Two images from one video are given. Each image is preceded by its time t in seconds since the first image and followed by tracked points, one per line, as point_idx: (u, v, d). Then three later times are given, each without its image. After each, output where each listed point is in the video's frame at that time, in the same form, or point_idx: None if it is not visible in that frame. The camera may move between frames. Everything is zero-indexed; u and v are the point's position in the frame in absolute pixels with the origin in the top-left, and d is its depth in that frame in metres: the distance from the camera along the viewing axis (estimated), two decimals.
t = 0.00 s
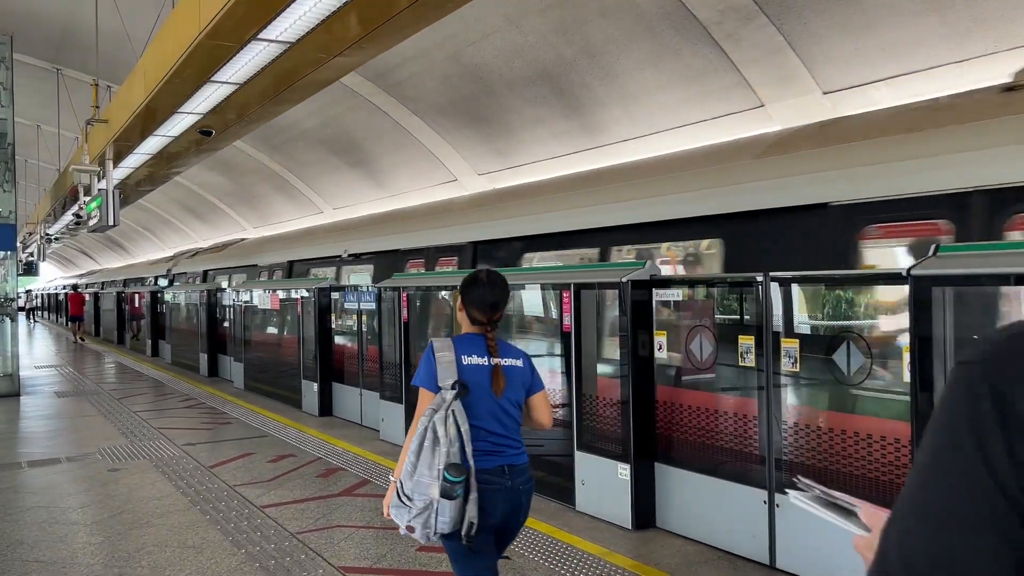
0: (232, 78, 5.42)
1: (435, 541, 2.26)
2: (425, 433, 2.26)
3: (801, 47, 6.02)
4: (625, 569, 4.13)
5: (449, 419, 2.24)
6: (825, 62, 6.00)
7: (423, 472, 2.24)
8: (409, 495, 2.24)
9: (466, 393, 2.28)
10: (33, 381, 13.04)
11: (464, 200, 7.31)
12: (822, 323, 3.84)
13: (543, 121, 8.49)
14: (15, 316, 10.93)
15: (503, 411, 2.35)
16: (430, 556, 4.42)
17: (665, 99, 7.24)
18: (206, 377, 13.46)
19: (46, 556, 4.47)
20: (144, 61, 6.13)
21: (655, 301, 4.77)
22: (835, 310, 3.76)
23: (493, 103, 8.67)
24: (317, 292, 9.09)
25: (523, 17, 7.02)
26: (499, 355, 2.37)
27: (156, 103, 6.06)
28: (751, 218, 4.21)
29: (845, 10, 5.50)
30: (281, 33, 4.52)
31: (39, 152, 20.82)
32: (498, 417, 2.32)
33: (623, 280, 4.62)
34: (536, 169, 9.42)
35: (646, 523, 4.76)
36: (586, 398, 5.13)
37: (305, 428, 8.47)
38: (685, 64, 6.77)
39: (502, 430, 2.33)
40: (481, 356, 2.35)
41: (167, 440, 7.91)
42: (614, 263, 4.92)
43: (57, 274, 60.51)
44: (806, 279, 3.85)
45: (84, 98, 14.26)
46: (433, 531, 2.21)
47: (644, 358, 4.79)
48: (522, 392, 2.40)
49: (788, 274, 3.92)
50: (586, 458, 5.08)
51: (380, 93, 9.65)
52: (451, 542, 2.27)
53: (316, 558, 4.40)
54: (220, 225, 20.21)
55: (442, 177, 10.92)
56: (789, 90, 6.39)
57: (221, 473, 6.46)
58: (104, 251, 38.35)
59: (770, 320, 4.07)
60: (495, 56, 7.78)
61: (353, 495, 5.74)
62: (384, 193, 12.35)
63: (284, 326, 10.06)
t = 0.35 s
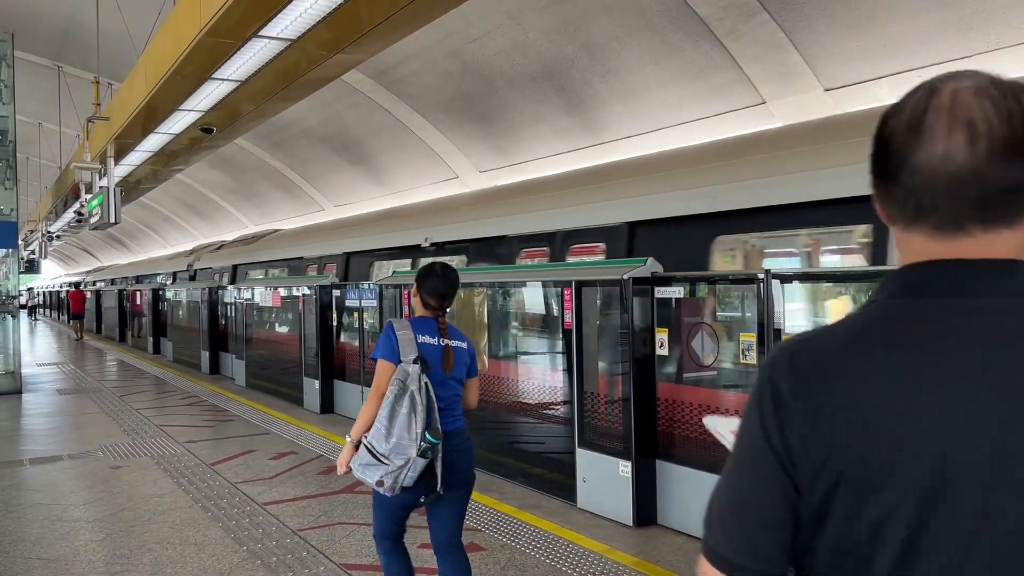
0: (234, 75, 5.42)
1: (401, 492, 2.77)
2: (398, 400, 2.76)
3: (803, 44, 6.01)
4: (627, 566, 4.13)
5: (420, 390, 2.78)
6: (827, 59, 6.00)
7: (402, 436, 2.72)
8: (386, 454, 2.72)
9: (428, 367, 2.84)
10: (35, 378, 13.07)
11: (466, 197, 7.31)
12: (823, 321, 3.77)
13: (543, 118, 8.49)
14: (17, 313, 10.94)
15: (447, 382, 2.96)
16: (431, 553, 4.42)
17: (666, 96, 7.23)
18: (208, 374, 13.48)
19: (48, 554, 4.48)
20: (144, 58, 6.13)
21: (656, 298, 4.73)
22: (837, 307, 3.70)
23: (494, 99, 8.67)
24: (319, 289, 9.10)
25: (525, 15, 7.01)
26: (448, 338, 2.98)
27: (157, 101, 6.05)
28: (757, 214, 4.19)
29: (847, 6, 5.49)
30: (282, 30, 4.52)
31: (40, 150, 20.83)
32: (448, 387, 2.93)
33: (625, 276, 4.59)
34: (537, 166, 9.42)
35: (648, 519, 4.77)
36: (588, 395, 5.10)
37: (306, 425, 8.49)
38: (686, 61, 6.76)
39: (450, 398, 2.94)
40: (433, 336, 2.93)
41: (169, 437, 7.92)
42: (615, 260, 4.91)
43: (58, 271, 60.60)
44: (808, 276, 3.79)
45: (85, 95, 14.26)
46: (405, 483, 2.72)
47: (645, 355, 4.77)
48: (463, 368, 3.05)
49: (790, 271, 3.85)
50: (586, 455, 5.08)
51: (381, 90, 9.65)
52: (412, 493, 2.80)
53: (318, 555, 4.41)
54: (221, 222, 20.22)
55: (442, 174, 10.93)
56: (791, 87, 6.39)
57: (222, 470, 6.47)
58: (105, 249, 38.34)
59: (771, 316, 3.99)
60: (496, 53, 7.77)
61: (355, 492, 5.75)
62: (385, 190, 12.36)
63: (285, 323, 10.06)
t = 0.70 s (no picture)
0: (233, 72, 5.41)
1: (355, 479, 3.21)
2: (344, 401, 3.17)
3: (803, 40, 6.01)
4: (626, 563, 4.14)
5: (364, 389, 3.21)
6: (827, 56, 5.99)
7: (350, 431, 3.14)
8: (337, 449, 3.13)
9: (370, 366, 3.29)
10: (36, 375, 13.08)
11: (466, 194, 7.31)
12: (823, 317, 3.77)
13: (543, 115, 8.49)
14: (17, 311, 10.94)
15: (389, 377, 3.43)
16: (431, 550, 4.42)
17: (666, 93, 7.23)
18: (208, 371, 13.49)
19: (49, 550, 4.49)
20: (144, 55, 6.12)
21: (656, 295, 4.73)
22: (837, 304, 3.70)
23: (494, 96, 8.66)
24: (319, 287, 9.11)
25: (524, 11, 7.00)
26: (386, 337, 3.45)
27: (156, 97, 6.05)
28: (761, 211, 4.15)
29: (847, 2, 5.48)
30: (281, 27, 4.51)
31: (40, 147, 20.83)
32: (390, 382, 3.40)
33: (624, 274, 4.60)
34: (536, 163, 9.42)
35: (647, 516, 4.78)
36: (588, 392, 5.11)
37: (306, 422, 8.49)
38: (686, 58, 6.76)
39: (393, 391, 3.41)
40: (373, 338, 3.39)
41: (169, 435, 7.92)
42: (615, 257, 4.92)
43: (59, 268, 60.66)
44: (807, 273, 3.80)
45: (85, 93, 14.25)
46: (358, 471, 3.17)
47: (645, 352, 4.77)
48: (403, 362, 3.52)
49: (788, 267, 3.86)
50: (585, 452, 5.10)
51: (381, 87, 9.64)
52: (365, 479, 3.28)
53: (318, 552, 4.42)
54: (221, 219, 20.22)
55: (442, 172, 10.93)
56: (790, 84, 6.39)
57: (223, 468, 6.48)
58: (106, 247, 38.35)
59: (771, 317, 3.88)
60: (496, 50, 7.77)
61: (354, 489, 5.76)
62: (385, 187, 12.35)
63: (286, 320, 10.06)
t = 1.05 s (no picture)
0: (232, 69, 5.41)
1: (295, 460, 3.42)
2: (285, 386, 3.42)
3: (802, 37, 6.00)
4: (625, 559, 4.15)
5: (303, 376, 3.42)
6: (826, 53, 5.99)
7: (282, 415, 3.36)
8: (274, 430, 3.39)
9: (314, 357, 3.49)
10: (35, 373, 13.09)
11: (465, 191, 7.31)
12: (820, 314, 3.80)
13: (542, 112, 8.49)
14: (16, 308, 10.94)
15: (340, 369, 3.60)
16: (430, 547, 4.43)
17: (665, 90, 7.23)
18: (208, 368, 13.49)
19: (48, 548, 4.50)
20: (142, 53, 6.10)
21: (655, 292, 4.73)
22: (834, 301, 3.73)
23: (493, 94, 8.66)
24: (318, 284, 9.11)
25: (523, 8, 6.99)
26: (342, 332, 3.62)
27: (155, 95, 6.04)
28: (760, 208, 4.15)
29: None
30: (279, 24, 4.51)
31: (38, 144, 20.77)
32: (337, 374, 3.56)
33: (622, 271, 4.62)
34: (535, 160, 9.42)
35: (646, 513, 4.79)
36: (587, 389, 5.12)
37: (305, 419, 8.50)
38: (685, 55, 6.75)
39: (341, 383, 3.58)
40: (328, 332, 3.58)
41: (169, 432, 7.93)
42: (613, 255, 4.93)
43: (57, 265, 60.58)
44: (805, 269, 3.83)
45: (83, 89, 14.21)
46: (290, 453, 3.36)
47: (644, 349, 4.80)
48: (359, 357, 3.66)
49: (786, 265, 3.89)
50: (585, 449, 5.11)
51: (379, 84, 9.63)
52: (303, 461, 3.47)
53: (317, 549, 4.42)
54: (220, 216, 20.19)
55: (441, 168, 10.93)
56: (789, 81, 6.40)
57: (222, 465, 6.49)
58: (105, 245, 38.33)
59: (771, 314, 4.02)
60: (495, 47, 7.75)
61: (354, 486, 5.76)
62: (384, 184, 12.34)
63: (285, 317, 10.06)
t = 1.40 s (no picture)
0: (231, 66, 5.40)
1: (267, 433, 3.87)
2: (262, 366, 3.83)
3: (801, 34, 6.00)
4: (625, 556, 4.17)
5: (279, 357, 3.85)
6: (826, 50, 5.99)
7: (263, 394, 3.77)
8: (251, 406, 3.79)
9: (285, 341, 3.91)
10: (34, 370, 13.09)
11: (465, 187, 7.30)
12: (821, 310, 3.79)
13: (542, 109, 8.48)
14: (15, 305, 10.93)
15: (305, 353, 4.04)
16: (430, 543, 4.44)
17: (664, 87, 7.23)
18: (207, 365, 13.49)
19: (49, 545, 4.50)
20: (141, 50, 6.09)
21: (656, 289, 4.70)
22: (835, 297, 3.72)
23: (493, 90, 8.65)
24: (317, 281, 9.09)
25: (523, 5, 6.98)
26: (308, 319, 4.06)
27: (155, 92, 6.03)
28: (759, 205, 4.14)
29: None
30: (278, 21, 4.50)
31: (37, 141, 20.73)
32: (305, 357, 4.00)
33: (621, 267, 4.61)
34: (535, 156, 9.42)
35: (646, 510, 4.80)
36: (586, 385, 5.12)
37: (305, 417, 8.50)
38: (684, 51, 6.75)
39: (308, 365, 4.01)
40: (296, 319, 4.00)
41: (168, 429, 7.93)
42: (613, 251, 4.93)
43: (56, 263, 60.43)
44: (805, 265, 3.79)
45: (82, 86, 14.18)
46: (266, 426, 3.81)
47: (643, 346, 4.80)
48: (321, 342, 4.15)
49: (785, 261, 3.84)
50: (585, 445, 5.12)
51: (379, 81, 9.61)
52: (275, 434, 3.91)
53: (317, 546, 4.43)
54: (219, 213, 20.17)
55: (440, 165, 10.91)
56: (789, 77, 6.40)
57: (222, 462, 6.49)
58: (106, 242, 38.30)
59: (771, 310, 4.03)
60: (494, 43, 7.74)
61: (354, 483, 5.76)
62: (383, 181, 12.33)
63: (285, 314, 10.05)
